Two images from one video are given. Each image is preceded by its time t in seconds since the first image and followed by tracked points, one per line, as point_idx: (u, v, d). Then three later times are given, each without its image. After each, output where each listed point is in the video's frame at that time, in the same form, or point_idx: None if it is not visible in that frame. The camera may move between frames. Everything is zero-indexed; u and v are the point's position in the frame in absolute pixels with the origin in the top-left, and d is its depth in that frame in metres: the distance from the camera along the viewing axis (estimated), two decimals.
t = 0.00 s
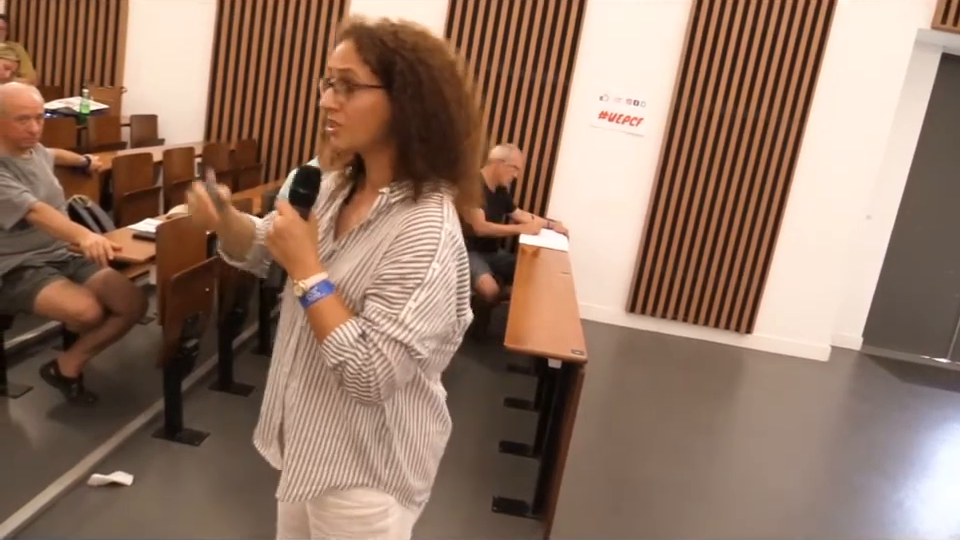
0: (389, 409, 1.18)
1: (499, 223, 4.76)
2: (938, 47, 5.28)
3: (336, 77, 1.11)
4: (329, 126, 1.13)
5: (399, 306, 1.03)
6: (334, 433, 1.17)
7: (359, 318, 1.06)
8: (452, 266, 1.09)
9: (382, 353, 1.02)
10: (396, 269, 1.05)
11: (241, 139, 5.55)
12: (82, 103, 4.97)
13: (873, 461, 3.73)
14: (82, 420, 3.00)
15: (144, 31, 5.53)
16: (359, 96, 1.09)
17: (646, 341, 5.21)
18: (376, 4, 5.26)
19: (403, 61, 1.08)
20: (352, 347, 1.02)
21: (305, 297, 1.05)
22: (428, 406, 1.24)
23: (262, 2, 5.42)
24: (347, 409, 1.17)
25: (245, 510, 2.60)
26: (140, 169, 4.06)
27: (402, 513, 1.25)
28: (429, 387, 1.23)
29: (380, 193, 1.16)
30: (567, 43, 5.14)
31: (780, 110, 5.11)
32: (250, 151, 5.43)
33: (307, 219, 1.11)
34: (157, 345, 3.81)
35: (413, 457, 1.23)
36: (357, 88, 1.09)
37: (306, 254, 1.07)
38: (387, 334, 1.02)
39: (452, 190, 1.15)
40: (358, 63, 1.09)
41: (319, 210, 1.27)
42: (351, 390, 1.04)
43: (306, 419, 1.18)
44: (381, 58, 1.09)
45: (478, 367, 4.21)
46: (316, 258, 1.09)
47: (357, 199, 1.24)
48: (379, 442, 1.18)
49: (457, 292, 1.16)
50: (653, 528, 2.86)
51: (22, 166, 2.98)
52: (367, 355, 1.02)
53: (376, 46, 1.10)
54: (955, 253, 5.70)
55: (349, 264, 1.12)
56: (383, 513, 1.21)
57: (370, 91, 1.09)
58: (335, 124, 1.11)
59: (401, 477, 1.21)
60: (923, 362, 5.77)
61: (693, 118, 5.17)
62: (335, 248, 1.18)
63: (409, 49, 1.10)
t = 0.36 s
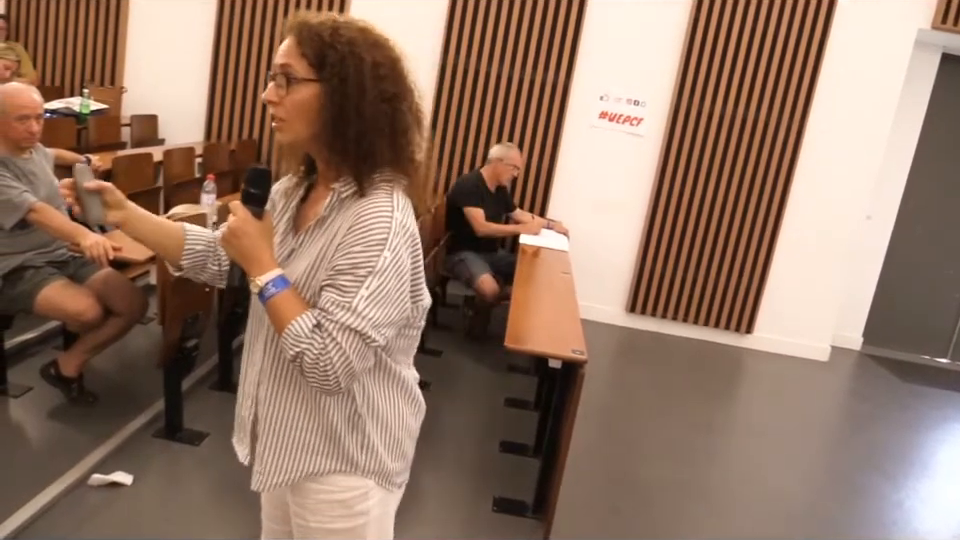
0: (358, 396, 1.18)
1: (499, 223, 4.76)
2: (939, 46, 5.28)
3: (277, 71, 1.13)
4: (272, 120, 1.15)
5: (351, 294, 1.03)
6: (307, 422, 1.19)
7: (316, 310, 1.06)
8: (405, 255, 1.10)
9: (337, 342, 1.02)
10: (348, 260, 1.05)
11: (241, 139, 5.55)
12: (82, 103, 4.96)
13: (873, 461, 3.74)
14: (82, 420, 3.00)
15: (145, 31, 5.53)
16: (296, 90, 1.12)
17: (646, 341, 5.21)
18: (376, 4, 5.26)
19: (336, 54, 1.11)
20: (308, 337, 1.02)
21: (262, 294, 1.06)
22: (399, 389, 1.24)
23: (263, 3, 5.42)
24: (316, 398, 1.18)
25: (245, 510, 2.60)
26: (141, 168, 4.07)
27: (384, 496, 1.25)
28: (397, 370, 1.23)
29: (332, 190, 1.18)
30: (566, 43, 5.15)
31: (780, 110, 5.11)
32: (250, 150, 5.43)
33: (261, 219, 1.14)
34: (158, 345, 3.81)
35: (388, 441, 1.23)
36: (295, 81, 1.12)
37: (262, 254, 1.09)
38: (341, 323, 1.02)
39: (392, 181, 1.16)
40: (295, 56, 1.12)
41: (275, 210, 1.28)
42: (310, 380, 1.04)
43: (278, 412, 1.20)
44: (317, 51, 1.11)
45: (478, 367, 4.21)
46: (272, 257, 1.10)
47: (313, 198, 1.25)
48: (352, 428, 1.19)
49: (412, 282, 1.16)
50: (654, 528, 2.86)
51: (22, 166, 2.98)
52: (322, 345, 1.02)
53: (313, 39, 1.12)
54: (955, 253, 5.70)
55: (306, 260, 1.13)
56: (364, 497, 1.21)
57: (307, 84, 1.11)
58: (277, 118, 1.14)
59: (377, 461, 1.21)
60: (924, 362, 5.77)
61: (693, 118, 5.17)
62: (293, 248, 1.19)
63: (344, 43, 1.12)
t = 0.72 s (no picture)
0: (357, 390, 1.19)
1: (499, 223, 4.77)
2: (939, 46, 5.29)
3: (309, 59, 1.15)
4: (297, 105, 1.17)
5: (360, 284, 1.07)
6: (304, 414, 1.19)
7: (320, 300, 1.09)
8: (411, 248, 1.14)
9: (343, 330, 1.06)
10: (358, 249, 1.08)
11: (241, 139, 5.55)
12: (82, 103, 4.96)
13: (873, 461, 3.74)
14: (82, 420, 2.99)
15: (144, 31, 5.53)
16: (327, 80, 1.13)
17: (646, 341, 5.21)
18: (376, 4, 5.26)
19: (371, 51, 1.13)
20: (312, 327, 1.05)
21: (265, 284, 1.09)
22: (395, 384, 1.26)
23: (263, 2, 5.41)
24: (316, 390, 1.19)
25: (245, 510, 2.60)
26: (140, 170, 4.08)
27: (376, 492, 1.26)
28: (394, 365, 1.25)
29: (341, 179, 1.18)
30: (566, 43, 5.15)
31: (781, 110, 5.11)
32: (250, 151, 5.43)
33: (267, 211, 1.17)
34: (157, 345, 3.81)
35: (383, 436, 1.25)
36: (326, 71, 1.13)
37: (265, 245, 1.12)
38: (348, 312, 1.05)
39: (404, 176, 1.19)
40: (331, 47, 1.14)
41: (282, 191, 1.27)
42: (314, 369, 1.07)
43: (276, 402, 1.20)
44: (351, 46, 1.14)
45: (478, 367, 4.21)
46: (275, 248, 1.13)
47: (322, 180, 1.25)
48: (349, 422, 1.20)
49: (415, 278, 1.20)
50: (654, 528, 2.86)
51: (22, 166, 2.98)
52: (327, 333, 1.06)
53: (347, 33, 1.15)
54: (955, 253, 5.70)
55: (310, 250, 1.15)
56: (357, 492, 1.22)
57: (338, 76, 1.13)
58: (303, 104, 1.15)
59: (372, 456, 1.22)
60: (924, 362, 5.77)
61: (693, 118, 5.17)
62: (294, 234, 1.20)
63: (378, 41, 1.14)
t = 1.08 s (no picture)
0: (386, 405, 1.19)
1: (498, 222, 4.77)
2: (939, 46, 5.28)
3: (334, 82, 1.14)
4: (328, 129, 1.16)
5: (388, 301, 1.05)
6: (334, 428, 1.19)
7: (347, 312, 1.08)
8: (446, 268, 1.12)
9: (367, 346, 1.04)
10: (390, 267, 1.06)
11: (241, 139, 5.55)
12: (81, 103, 4.97)
13: (873, 461, 3.74)
14: (82, 420, 3.00)
15: (144, 31, 5.54)
16: (354, 103, 1.12)
17: (647, 341, 5.21)
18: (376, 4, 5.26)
19: (395, 69, 1.10)
20: (336, 339, 1.04)
21: (294, 289, 1.09)
22: (426, 399, 1.26)
23: (263, 2, 5.41)
24: (345, 405, 1.19)
25: (245, 510, 2.60)
26: (140, 170, 4.07)
27: (405, 505, 1.26)
28: (426, 380, 1.24)
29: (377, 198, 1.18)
30: (566, 43, 5.15)
31: (781, 110, 5.11)
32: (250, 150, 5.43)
33: (302, 214, 1.16)
34: (158, 345, 3.81)
35: (413, 451, 1.24)
36: (352, 95, 1.12)
37: (298, 250, 1.12)
38: (374, 329, 1.04)
39: (444, 194, 1.16)
40: (354, 69, 1.12)
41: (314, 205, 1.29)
42: (333, 382, 1.05)
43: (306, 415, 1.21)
44: (374, 65, 1.11)
45: (478, 367, 4.22)
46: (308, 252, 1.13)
47: (359, 196, 1.24)
48: (378, 437, 1.20)
49: (448, 298, 1.18)
50: (654, 528, 2.86)
51: (21, 166, 2.98)
52: (350, 348, 1.04)
53: (369, 52, 1.11)
54: (955, 253, 5.70)
55: (346, 263, 1.15)
56: (386, 506, 1.22)
57: (364, 99, 1.12)
58: (333, 129, 1.15)
59: (401, 471, 1.22)
60: (924, 363, 5.77)
61: (693, 118, 5.16)
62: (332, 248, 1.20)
63: (402, 56, 1.11)
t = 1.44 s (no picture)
0: (408, 425, 1.20)
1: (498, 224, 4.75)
2: (939, 46, 5.28)
3: (349, 98, 1.12)
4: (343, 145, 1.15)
5: (400, 329, 1.06)
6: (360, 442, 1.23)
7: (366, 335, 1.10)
8: (463, 292, 1.10)
9: (379, 374, 1.05)
10: (401, 293, 1.07)
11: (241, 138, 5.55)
12: (81, 103, 4.97)
13: (873, 461, 3.74)
14: (81, 420, 3.00)
15: (144, 31, 5.54)
16: (369, 120, 1.11)
17: (647, 341, 5.21)
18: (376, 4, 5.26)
19: (410, 86, 1.08)
20: (352, 365, 1.07)
21: (320, 310, 1.12)
22: (456, 420, 1.23)
23: (263, 2, 5.41)
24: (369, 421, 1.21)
25: (245, 511, 2.59)
26: (140, 169, 4.08)
27: (433, 519, 1.27)
28: (455, 400, 1.22)
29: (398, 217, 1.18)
30: (566, 44, 5.15)
31: (781, 110, 5.11)
32: (250, 150, 5.43)
33: (327, 232, 1.16)
34: (158, 345, 3.81)
35: (442, 472, 1.23)
36: (367, 112, 1.11)
37: (322, 271, 1.13)
38: (385, 356, 1.05)
39: (462, 212, 1.14)
40: (368, 85, 1.10)
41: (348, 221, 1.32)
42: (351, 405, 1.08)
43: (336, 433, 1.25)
44: (390, 81, 1.09)
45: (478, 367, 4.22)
46: (332, 272, 1.14)
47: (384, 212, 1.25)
48: (401, 455, 1.21)
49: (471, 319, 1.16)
50: (653, 528, 2.86)
51: (21, 166, 2.98)
52: (364, 374, 1.06)
53: (384, 67, 1.10)
54: (955, 252, 5.69)
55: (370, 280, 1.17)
56: (410, 518, 1.24)
57: (379, 115, 1.10)
58: (349, 145, 1.14)
59: (426, 490, 1.22)
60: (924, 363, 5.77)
61: (693, 118, 5.16)
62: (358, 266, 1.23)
63: (417, 72, 1.09)
